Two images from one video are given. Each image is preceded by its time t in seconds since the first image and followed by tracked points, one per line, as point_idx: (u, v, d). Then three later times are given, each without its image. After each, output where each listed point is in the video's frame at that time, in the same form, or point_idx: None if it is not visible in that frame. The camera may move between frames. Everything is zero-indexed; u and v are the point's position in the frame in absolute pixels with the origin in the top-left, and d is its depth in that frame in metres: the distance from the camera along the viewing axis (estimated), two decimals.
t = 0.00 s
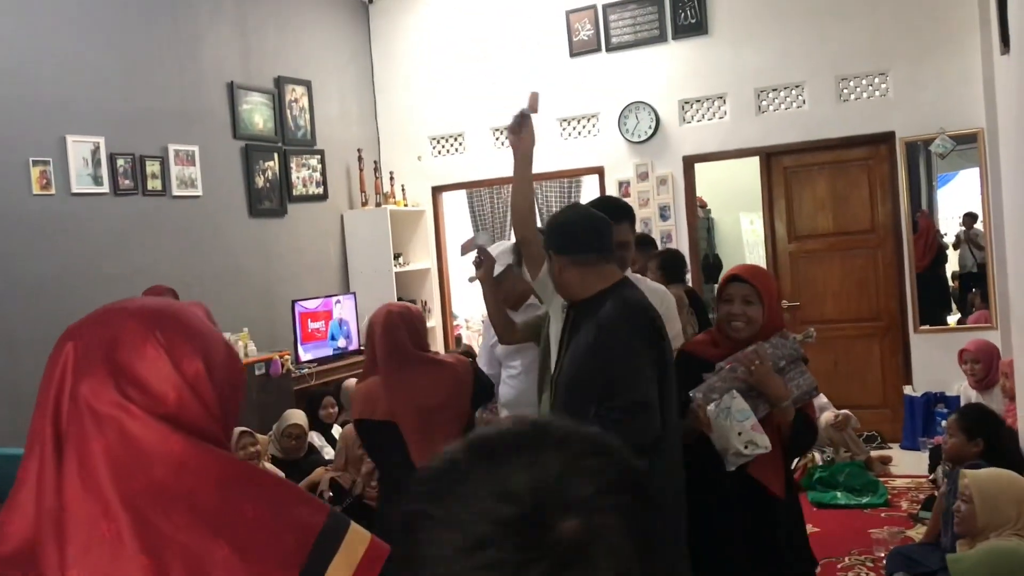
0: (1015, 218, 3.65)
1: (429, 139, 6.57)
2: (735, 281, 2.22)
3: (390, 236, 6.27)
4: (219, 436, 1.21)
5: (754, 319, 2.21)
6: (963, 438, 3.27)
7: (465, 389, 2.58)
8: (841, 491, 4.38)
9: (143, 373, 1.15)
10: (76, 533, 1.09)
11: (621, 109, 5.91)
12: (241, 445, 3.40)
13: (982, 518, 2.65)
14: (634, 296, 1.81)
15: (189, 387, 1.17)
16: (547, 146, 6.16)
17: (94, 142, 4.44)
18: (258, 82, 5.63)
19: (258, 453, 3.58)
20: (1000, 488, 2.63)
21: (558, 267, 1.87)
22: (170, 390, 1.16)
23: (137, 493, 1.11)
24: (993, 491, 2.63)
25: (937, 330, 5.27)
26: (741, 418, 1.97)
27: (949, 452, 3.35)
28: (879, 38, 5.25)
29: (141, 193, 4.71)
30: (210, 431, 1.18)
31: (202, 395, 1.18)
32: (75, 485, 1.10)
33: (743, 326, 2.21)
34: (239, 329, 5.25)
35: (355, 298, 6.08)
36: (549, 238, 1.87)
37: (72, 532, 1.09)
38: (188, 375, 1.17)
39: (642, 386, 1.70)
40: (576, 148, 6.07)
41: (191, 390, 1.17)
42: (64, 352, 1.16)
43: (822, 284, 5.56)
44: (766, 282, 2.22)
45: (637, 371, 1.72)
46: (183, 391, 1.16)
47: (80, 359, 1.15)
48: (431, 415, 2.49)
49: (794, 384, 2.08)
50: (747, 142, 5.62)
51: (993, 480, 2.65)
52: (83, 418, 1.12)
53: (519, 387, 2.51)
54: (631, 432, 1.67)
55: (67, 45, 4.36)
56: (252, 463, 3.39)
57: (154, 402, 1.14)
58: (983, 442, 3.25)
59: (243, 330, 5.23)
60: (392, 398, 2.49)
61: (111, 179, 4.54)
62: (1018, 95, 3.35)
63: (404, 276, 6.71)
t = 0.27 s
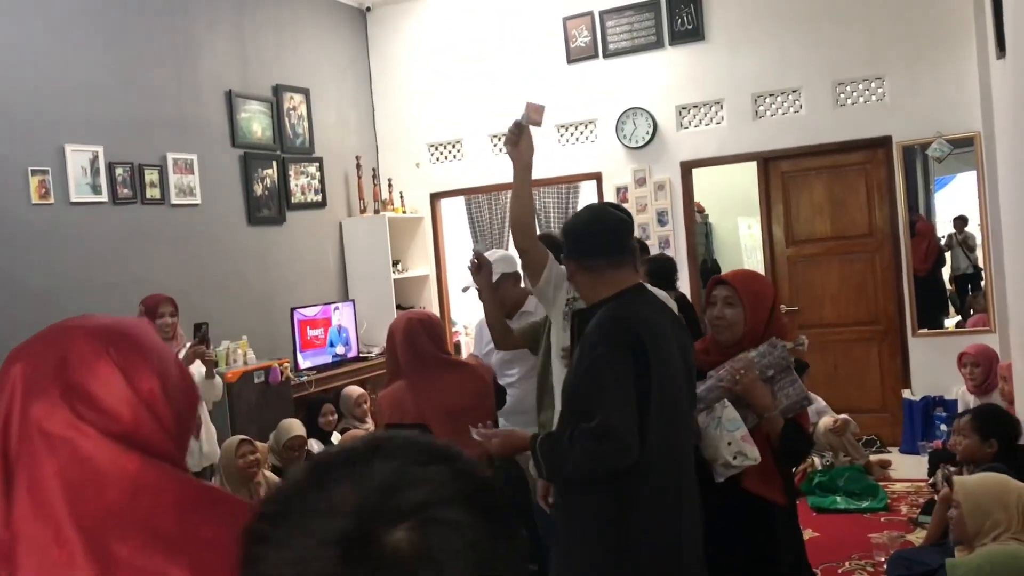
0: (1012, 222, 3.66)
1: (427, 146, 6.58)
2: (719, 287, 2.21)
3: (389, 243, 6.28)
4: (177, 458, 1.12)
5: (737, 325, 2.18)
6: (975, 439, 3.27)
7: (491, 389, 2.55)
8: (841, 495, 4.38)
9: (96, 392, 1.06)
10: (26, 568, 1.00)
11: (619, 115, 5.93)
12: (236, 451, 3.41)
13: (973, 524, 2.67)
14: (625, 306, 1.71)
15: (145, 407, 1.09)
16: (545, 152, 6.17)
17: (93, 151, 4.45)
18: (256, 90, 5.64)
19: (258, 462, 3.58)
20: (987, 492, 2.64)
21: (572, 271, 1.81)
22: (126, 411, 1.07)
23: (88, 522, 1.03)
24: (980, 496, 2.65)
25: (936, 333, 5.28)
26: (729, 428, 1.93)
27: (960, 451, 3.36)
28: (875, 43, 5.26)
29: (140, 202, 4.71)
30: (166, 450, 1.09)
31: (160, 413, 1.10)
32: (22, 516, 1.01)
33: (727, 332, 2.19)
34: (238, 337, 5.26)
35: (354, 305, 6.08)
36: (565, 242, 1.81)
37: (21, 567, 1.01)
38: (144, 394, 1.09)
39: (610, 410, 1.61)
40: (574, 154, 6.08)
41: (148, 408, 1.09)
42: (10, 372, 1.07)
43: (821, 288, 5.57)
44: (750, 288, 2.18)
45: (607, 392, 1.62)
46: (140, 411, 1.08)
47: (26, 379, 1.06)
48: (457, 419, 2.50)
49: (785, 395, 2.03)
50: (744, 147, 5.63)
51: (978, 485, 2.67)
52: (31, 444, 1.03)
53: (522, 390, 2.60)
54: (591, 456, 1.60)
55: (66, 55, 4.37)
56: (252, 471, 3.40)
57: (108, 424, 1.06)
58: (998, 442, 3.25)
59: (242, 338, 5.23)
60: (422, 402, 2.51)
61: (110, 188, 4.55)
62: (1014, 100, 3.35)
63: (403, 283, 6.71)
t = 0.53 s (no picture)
0: (1010, 225, 3.67)
1: (426, 151, 6.59)
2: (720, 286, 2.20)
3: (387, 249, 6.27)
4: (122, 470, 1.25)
5: (735, 326, 2.18)
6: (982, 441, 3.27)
7: (491, 394, 2.55)
8: (840, 499, 4.38)
9: (42, 414, 1.17)
10: None
11: (617, 120, 5.93)
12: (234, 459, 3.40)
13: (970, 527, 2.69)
14: (617, 315, 1.71)
15: (88, 425, 1.20)
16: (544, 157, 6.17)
17: (91, 157, 4.45)
18: (255, 95, 5.64)
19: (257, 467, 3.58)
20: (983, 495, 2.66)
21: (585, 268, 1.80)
22: (72, 429, 1.18)
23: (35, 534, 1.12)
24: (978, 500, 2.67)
25: (936, 337, 5.28)
26: (743, 445, 1.93)
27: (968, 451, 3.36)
28: (872, 48, 5.28)
29: (138, 208, 4.71)
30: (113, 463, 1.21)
31: (104, 429, 1.23)
32: None
33: (726, 331, 2.20)
34: (236, 343, 5.25)
35: (353, 311, 6.07)
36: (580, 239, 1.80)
37: None
38: (88, 411, 1.21)
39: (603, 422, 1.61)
40: (572, 159, 6.09)
41: (92, 426, 1.21)
42: None
43: (820, 293, 5.57)
44: (749, 288, 2.18)
45: (598, 404, 1.63)
46: (85, 430, 1.20)
47: None
48: (458, 423, 2.49)
49: (776, 397, 2.02)
50: (742, 152, 5.64)
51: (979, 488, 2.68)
52: None
53: (523, 394, 2.63)
54: (588, 470, 1.62)
55: (65, 61, 4.38)
56: (251, 476, 3.39)
57: (52, 443, 1.17)
58: (1007, 444, 3.25)
59: (241, 344, 5.23)
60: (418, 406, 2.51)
61: (108, 194, 4.54)
62: (1011, 105, 3.36)
63: (401, 288, 6.71)
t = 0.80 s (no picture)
0: (1009, 228, 3.66)
1: (423, 153, 6.59)
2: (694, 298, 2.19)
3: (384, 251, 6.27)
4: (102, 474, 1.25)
5: (714, 335, 2.17)
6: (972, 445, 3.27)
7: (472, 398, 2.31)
8: (838, 502, 4.38)
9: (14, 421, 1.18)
10: None
11: (614, 123, 5.94)
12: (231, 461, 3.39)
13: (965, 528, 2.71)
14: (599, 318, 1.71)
15: (63, 428, 1.20)
16: (542, 160, 6.17)
17: (88, 159, 4.44)
18: (253, 98, 5.64)
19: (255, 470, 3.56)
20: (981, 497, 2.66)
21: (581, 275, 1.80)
22: (43, 433, 1.18)
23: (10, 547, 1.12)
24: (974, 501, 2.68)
25: (933, 339, 5.28)
26: (717, 497, 1.92)
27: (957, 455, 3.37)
28: (869, 50, 5.28)
29: (136, 210, 4.71)
30: (91, 472, 1.20)
31: (79, 435, 1.22)
32: None
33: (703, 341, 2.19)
34: (234, 346, 5.25)
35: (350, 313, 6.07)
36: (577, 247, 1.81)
37: None
38: (60, 416, 1.21)
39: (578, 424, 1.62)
40: (570, 161, 6.10)
41: (66, 429, 1.21)
42: None
43: (817, 295, 5.57)
44: (726, 296, 2.16)
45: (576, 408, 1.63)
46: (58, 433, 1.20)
47: None
48: (433, 431, 2.26)
49: (747, 401, 1.98)
50: (740, 154, 5.64)
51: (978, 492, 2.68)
52: None
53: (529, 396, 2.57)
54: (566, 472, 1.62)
55: (62, 63, 4.37)
56: (249, 479, 3.38)
57: (24, 449, 1.17)
58: (995, 450, 3.25)
59: (238, 346, 5.22)
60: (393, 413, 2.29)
61: (105, 196, 4.54)
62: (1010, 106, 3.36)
63: (399, 290, 6.71)
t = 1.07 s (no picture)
0: (1005, 231, 3.67)
1: (421, 156, 6.59)
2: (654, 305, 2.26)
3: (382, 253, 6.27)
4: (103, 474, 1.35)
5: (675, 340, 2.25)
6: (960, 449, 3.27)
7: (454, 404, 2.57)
8: (836, 504, 4.39)
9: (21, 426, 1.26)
10: None
11: (611, 125, 5.95)
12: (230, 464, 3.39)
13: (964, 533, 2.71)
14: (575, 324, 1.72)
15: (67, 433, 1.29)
16: (540, 163, 6.17)
17: (87, 161, 4.45)
18: (251, 100, 5.64)
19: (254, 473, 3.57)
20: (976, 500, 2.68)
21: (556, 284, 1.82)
22: (48, 438, 1.27)
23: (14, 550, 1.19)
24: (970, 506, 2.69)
25: (931, 341, 5.30)
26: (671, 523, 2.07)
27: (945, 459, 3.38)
28: (867, 53, 5.29)
29: (134, 213, 4.71)
30: (91, 473, 1.28)
31: (81, 438, 1.31)
32: None
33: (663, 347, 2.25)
34: (232, 348, 5.25)
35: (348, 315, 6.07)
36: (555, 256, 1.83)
37: None
38: (64, 420, 1.30)
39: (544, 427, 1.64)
40: (568, 164, 6.10)
41: (70, 432, 1.30)
42: None
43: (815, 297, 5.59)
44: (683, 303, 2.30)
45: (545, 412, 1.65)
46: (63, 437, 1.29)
47: None
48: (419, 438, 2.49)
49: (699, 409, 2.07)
50: (737, 156, 5.65)
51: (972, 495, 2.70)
52: None
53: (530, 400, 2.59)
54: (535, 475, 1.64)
55: (60, 66, 4.38)
56: (248, 482, 3.38)
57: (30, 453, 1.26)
58: (981, 453, 3.26)
59: (236, 349, 5.22)
60: (380, 421, 2.50)
61: (104, 199, 4.54)
62: (1006, 110, 3.37)
63: (396, 292, 6.70)
